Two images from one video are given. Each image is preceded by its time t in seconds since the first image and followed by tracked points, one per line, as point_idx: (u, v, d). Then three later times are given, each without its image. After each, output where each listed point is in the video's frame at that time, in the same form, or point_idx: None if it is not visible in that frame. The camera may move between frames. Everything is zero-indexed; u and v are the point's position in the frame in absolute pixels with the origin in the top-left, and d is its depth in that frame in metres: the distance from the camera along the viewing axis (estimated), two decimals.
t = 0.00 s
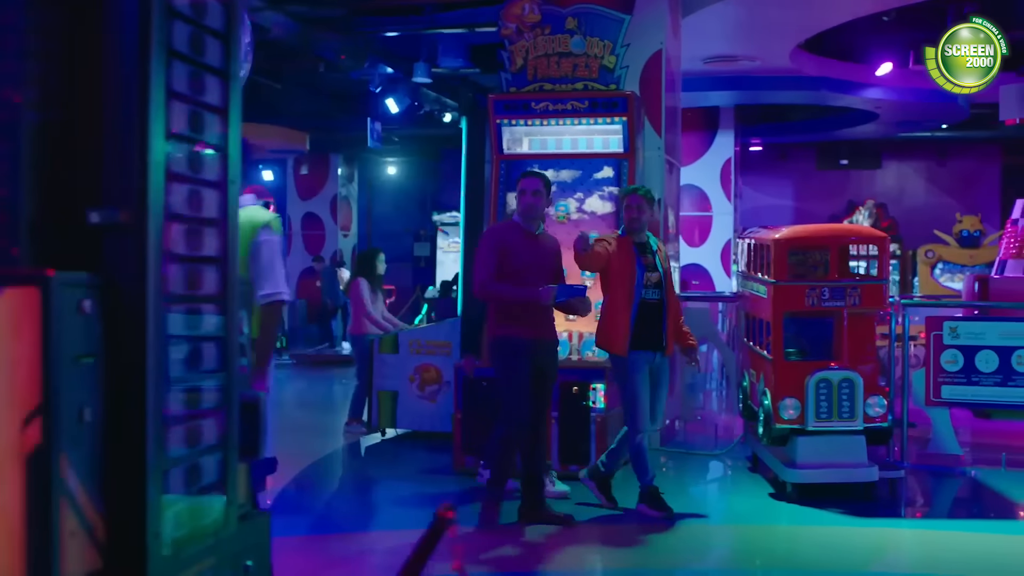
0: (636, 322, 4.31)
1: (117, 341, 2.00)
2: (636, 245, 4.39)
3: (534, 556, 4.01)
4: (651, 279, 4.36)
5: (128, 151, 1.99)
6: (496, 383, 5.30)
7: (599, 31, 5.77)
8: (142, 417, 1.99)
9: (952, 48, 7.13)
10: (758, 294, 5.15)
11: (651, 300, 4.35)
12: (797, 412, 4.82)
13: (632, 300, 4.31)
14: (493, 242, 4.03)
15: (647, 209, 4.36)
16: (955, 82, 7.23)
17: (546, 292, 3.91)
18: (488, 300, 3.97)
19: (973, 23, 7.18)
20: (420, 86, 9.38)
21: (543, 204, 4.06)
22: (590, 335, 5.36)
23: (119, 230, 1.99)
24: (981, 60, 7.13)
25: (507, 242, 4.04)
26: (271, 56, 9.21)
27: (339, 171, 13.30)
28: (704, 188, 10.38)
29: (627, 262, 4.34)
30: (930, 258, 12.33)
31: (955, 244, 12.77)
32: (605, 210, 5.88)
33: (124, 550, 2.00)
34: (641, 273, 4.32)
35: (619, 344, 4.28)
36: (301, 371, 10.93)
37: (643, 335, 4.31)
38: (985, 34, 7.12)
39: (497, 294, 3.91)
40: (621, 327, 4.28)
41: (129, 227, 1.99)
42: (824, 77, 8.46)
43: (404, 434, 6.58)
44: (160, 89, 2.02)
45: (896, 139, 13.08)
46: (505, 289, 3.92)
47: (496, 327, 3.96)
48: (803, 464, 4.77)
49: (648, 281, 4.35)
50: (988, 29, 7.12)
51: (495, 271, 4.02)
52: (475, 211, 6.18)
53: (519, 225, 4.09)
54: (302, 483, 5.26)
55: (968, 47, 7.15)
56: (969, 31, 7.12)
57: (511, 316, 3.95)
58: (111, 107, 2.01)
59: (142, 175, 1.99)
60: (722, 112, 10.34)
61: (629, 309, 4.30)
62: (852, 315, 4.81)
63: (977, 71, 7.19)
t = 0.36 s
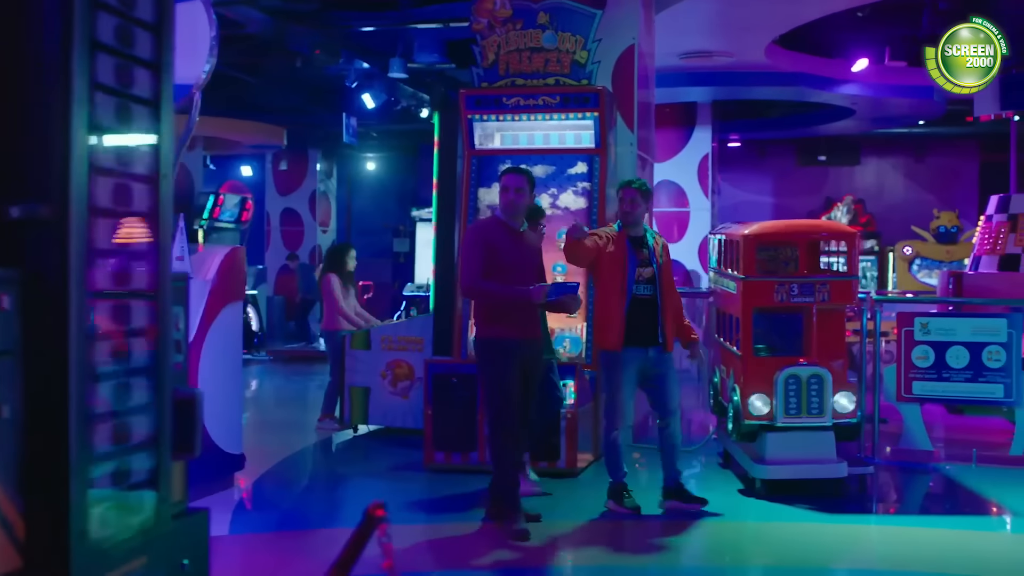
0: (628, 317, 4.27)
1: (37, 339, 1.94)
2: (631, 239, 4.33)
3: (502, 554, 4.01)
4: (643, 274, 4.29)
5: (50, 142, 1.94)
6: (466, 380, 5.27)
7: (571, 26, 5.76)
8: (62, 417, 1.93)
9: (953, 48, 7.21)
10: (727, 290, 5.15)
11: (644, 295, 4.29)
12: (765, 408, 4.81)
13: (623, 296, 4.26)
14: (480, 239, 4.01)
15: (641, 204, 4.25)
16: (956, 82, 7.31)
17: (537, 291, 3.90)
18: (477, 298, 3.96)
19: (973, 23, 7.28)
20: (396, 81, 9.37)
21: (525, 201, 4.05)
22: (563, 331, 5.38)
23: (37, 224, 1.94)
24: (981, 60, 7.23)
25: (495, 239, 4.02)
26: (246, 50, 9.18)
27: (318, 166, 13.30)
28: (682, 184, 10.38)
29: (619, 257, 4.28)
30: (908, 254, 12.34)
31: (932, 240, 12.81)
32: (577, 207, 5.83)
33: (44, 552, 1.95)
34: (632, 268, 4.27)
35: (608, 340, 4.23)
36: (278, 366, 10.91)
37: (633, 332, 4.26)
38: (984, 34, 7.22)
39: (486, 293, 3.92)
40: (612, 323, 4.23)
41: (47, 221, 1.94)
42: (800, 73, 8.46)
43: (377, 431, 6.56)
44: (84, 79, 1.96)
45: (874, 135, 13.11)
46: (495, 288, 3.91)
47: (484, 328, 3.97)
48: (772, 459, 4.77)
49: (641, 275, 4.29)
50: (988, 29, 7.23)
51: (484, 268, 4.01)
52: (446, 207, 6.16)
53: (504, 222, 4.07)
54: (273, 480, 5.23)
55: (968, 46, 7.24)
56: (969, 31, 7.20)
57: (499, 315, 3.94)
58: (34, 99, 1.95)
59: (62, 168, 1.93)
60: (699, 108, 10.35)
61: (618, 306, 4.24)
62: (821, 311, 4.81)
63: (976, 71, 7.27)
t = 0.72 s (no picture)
0: (634, 316, 4.19)
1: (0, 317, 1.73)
2: (636, 236, 4.28)
3: (471, 553, 3.99)
4: (649, 272, 4.23)
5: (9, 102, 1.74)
6: (437, 377, 5.28)
7: (543, 20, 5.74)
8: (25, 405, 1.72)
9: (953, 48, 7.37)
10: (700, 286, 5.14)
11: (651, 293, 4.23)
12: (737, 404, 4.79)
13: (628, 296, 4.21)
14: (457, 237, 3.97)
15: (647, 200, 4.25)
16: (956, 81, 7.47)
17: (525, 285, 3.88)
18: (460, 297, 3.91)
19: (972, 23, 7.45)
20: (374, 76, 9.34)
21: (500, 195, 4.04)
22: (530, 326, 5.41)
23: None
24: (981, 60, 7.39)
25: (472, 235, 3.98)
26: (224, 46, 9.15)
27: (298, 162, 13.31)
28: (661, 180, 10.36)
29: (623, 252, 4.23)
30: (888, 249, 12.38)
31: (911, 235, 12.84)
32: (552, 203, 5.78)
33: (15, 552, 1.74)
34: (637, 267, 4.21)
35: (608, 345, 4.19)
36: (257, 362, 10.89)
37: (638, 331, 4.21)
38: (985, 34, 7.37)
39: (475, 291, 3.87)
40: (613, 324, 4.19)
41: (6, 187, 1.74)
42: (778, 69, 8.46)
43: (351, 427, 6.54)
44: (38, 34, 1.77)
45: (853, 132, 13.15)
46: (481, 285, 3.87)
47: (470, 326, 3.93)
48: (742, 456, 4.77)
49: (646, 273, 4.23)
50: (988, 29, 7.38)
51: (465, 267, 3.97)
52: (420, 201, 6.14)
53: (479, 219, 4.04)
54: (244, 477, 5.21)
55: (968, 46, 7.39)
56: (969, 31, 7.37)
57: (489, 314, 3.89)
58: None
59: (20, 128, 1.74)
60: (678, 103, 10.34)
61: (621, 304, 4.19)
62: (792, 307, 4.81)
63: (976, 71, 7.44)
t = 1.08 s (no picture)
0: (635, 316, 4.19)
1: None
2: (636, 233, 4.25)
3: (447, 554, 3.99)
4: (649, 271, 4.22)
5: None
6: (414, 374, 5.26)
7: (522, 16, 5.72)
8: None
9: (954, 48, 7.60)
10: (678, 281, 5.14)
11: (650, 292, 4.22)
12: (714, 402, 4.78)
13: (629, 296, 4.19)
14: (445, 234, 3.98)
15: (648, 195, 4.19)
16: (957, 82, 7.69)
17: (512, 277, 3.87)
18: (448, 292, 3.91)
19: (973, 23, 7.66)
20: (357, 73, 9.34)
21: (492, 192, 4.03)
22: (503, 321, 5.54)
23: None
24: (980, 60, 7.61)
25: (461, 232, 4.00)
26: (205, 42, 9.13)
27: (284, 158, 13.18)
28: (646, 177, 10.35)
29: (623, 249, 4.21)
30: (873, 247, 12.35)
31: (898, 232, 12.84)
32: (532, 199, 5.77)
33: None
34: (637, 267, 4.19)
35: (609, 342, 4.16)
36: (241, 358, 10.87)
37: (638, 328, 4.19)
38: (984, 34, 7.57)
39: (459, 288, 3.88)
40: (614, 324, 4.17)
41: None
42: (761, 66, 8.46)
43: (331, 426, 6.52)
44: None
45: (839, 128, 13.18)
46: (467, 281, 3.88)
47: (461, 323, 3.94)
48: (718, 453, 4.75)
49: (645, 273, 4.21)
50: (988, 30, 7.58)
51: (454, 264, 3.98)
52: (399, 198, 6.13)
53: (470, 216, 4.05)
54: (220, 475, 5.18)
55: (969, 46, 7.60)
56: (969, 32, 7.58)
57: (475, 310, 3.91)
58: None
59: None
60: (663, 100, 10.34)
61: (622, 303, 4.18)
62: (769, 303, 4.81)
63: (977, 70, 7.64)
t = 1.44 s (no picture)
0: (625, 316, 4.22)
1: None
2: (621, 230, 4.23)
3: (419, 553, 3.97)
4: (638, 268, 4.24)
5: None
6: (392, 371, 5.23)
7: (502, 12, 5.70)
8: None
9: (955, 48, 7.70)
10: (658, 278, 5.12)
11: (638, 290, 4.25)
12: (692, 399, 4.76)
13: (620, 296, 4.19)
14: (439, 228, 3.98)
15: (633, 191, 4.17)
16: (957, 81, 7.80)
17: (503, 270, 3.87)
18: (441, 287, 3.92)
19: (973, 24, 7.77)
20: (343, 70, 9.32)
21: (495, 195, 4.01)
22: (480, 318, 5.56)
23: None
24: (980, 59, 7.72)
25: (457, 226, 3.99)
26: (189, 39, 9.12)
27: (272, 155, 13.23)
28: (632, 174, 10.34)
29: (611, 248, 4.16)
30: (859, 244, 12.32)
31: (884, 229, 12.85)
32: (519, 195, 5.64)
33: None
34: (626, 267, 4.17)
35: (600, 355, 4.09)
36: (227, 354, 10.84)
37: (627, 327, 4.25)
38: (985, 35, 7.69)
39: (449, 281, 3.88)
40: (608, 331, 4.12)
41: None
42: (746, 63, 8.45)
43: (312, 423, 6.50)
44: None
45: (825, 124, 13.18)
46: (459, 274, 3.87)
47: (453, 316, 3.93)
48: (697, 451, 4.74)
49: (635, 270, 4.23)
50: (988, 30, 7.70)
51: (448, 258, 3.98)
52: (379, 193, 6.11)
53: (469, 213, 4.04)
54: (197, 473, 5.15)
55: (969, 46, 7.71)
56: (969, 32, 7.69)
57: (466, 303, 3.90)
58: None
59: None
60: (649, 97, 10.33)
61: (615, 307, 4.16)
62: (747, 301, 4.80)
63: (977, 70, 7.76)
